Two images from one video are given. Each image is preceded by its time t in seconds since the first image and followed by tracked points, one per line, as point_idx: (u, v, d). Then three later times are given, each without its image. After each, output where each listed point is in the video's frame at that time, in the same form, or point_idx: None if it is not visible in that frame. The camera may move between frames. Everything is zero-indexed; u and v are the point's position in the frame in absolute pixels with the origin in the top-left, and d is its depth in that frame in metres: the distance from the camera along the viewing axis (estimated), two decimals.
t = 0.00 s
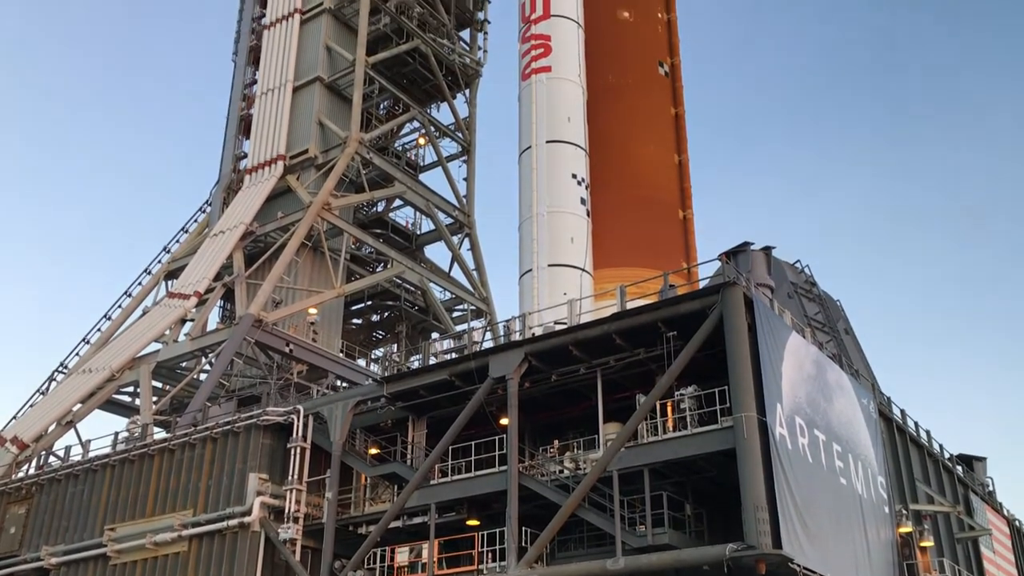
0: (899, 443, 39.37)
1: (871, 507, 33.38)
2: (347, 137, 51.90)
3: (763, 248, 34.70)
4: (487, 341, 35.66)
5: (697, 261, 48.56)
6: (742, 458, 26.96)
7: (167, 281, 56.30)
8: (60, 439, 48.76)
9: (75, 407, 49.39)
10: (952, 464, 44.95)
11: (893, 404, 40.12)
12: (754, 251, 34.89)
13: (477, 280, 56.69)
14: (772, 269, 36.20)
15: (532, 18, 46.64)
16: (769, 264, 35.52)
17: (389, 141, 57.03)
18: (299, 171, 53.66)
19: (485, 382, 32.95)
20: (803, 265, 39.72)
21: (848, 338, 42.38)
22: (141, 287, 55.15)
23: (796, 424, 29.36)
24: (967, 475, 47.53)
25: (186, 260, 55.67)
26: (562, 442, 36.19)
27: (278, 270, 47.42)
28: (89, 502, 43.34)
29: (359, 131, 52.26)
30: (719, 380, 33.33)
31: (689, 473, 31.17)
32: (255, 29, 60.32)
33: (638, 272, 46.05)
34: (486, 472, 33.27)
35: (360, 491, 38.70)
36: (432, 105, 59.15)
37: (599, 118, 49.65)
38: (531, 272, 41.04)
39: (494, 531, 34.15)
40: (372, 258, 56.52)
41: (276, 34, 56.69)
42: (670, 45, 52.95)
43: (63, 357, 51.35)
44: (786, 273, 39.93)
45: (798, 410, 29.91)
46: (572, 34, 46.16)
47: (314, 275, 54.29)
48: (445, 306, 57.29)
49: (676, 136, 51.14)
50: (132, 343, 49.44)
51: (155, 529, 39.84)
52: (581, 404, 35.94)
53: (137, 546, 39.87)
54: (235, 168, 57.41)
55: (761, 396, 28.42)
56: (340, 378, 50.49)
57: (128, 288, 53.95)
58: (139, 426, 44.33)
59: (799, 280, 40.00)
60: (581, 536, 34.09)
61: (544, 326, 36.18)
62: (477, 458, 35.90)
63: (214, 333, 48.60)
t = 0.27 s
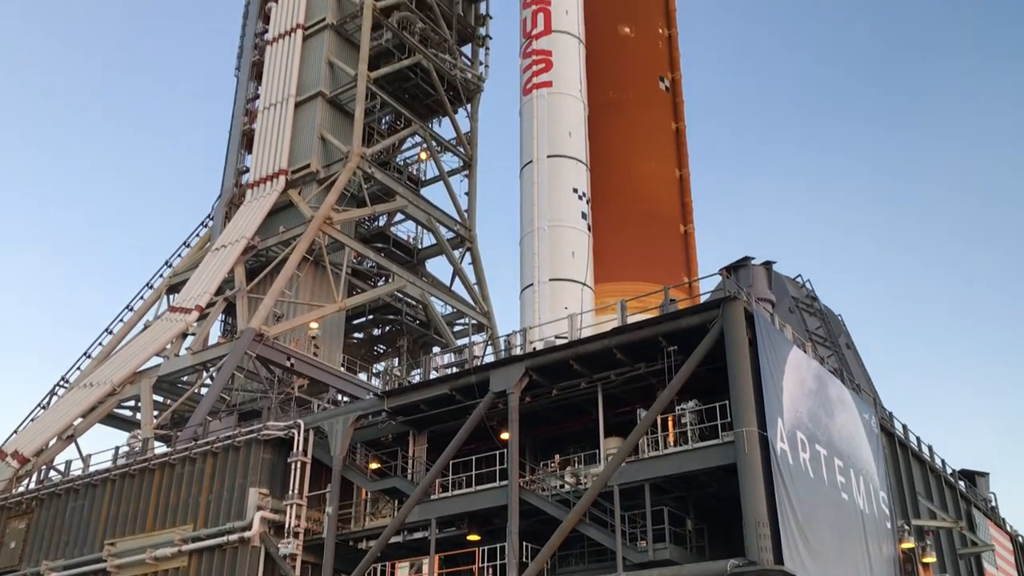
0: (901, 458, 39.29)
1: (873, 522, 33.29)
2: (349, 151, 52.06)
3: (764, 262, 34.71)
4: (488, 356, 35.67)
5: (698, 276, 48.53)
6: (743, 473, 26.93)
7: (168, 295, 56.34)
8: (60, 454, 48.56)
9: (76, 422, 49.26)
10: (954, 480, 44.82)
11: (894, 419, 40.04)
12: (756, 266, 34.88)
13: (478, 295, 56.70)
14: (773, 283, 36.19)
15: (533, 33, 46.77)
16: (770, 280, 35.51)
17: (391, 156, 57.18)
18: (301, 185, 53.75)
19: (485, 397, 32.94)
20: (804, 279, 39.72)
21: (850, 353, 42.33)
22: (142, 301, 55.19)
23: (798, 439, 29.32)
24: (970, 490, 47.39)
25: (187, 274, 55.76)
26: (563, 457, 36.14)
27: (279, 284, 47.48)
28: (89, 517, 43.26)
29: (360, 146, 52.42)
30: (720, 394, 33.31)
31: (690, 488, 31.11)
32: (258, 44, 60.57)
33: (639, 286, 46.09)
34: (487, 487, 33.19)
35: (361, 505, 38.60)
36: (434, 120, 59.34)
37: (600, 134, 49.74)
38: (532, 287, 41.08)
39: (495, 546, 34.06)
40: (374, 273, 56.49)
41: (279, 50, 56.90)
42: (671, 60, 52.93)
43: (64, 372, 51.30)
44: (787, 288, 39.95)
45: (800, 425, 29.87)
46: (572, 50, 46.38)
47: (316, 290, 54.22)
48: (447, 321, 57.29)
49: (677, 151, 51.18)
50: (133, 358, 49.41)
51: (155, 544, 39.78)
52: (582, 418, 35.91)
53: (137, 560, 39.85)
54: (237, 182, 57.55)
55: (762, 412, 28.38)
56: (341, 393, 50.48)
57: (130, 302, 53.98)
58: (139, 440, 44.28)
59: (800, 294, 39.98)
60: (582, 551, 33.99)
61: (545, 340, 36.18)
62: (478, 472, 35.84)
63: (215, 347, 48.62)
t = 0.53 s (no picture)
0: (903, 473, 39.19)
1: (874, 538, 33.18)
2: (350, 166, 52.18)
3: (764, 277, 34.72)
4: (488, 371, 35.65)
5: (699, 290, 48.52)
6: (743, 489, 26.87)
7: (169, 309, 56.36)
8: (60, 468, 48.40)
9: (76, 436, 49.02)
10: (956, 495, 44.71)
11: (895, 434, 39.97)
12: (756, 281, 34.87)
13: (479, 309, 56.70)
14: (773, 298, 36.18)
15: (534, 49, 47.02)
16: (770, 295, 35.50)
17: (392, 171, 57.32)
18: (302, 200, 53.85)
19: (486, 412, 32.89)
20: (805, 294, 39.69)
21: (851, 368, 42.28)
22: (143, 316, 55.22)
23: (798, 454, 29.26)
24: (971, 506, 47.26)
25: (189, 288, 55.84)
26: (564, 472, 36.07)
27: (280, 299, 47.49)
28: (89, 532, 43.18)
29: (362, 161, 52.55)
30: (720, 409, 33.27)
31: (690, 503, 31.04)
32: (260, 60, 60.85)
33: (640, 301, 46.10)
34: (487, 502, 33.09)
35: (361, 521, 38.46)
36: (435, 135, 59.54)
37: (601, 149, 49.82)
38: (533, 301, 41.10)
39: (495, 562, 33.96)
40: (375, 287, 56.53)
41: (281, 65, 57.14)
42: (671, 76, 53.04)
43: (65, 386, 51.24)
44: (788, 303, 39.94)
45: (800, 440, 29.82)
46: (573, 66, 46.55)
47: (317, 304, 54.27)
48: (447, 335, 57.27)
49: (677, 166, 51.31)
50: (133, 372, 49.37)
51: (154, 559, 39.80)
52: (582, 433, 35.87)
53: None
54: (239, 197, 57.67)
55: (763, 427, 28.34)
56: (342, 407, 50.42)
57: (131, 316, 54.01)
58: (140, 455, 44.20)
59: (800, 309, 39.95)
60: (582, 567, 33.87)
61: (546, 355, 36.16)
62: (479, 487, 35.75)
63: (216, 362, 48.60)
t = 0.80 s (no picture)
0: (903, 487, 39.13)
1: (875, 552, 33.10)
2: (351, 180, 52.30)
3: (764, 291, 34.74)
4: (488, 385, 35.64)
5: (699, 304, 48.54)
6: (744, 504, 26.83)
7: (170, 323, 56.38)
8: (59, 482, 48.58)
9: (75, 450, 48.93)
10: (957, 510, 44.63)
11: (896, 449, 39.93)
12: (756, 295, 34.87)
13: (479, 323, 56.70)
14: (773, 312, 36.20)
15: (534, 64, 47.25)
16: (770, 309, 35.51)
17: (393, 185, 57.46)
18: (303, 214, 53.95)
19: (485, 426, 32.86)
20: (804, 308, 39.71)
21: (851, 382, 42.25)
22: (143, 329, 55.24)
23: (798, 469, 29.22)
24: (972, 521, 47.17)
25: (189, 302, 55.88)
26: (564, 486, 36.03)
27: (280, 313, 47.51)
28: (87, 547, 43.10)
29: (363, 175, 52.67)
30: (720, 423, 33.26)
31: (691, 518, 30.99)
32: (262, 74, 61.09)
33: (640, 315, 46.11)
34: (487, 516, 33.03)
35: (361, 535, 38.42)
36: (435, 149, 59.74)
37: (601, 164, 49.94)
38: (533, 315, 41.13)
39: None
40: (375, 301, 56.59)
41: (282, 80, 57.35)
42: (671, 91, 53.21)
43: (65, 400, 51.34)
44: (788, 317, 39.95)
45: (800, 455, 29.80)
46: (573, 81, 46.73)
47: (318, 318, 54.29)
48: (447, 349, 57.27)
49: (677, 181, 51.24)
50: (133, 386, 49.33)
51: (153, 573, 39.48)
52: (582, 447, 35.84)
53: None
54: (239, 211, 57.79)
55: (763, 441, 28.31)
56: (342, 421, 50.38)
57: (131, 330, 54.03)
58: (139, 469, 44.14)
59: (800, 323, 39.96)
60: None
61: (546, 369, 36.15)
62: (479, 501, 35.70)
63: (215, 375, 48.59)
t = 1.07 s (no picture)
0: (904, 500, 38.99)
1: (876, 566, 32.96)
2: (351, 193, 52.31)
3: (763, 304, 34.70)
4: (488, 397, 35.55)
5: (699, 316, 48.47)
6: (744, 517, 26.73)
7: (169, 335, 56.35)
8: (58, 495, 48.35)
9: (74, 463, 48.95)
10: (958, 523, 44.47)
11: (897, 462, 39.80)
12: (756, 308, 34.82)
13: (479, 335, 56.62)
14: (773, 325, 36.15)
15: (534, 77, 47.35)
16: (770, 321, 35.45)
17: (393, 197, 57.51)
18: (303, 226, 53.97)
19: (485, 438, 32.75)
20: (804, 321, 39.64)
21: (851, 394, 42.15)
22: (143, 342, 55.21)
23: (799, 482, 29.12)
24: (973, 534, 46.99)
25: (189, 314, 55.85)
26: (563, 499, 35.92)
27: (280, 325, 47.44)
28: (85, 560, 42.97)
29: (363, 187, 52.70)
30: (720, 436, 33.18)
31: (690, 531, 30.87)
32: (262, 87, 61.20)
33: (641, 327, 46.08)
34: (486, 529, 32.91)
35: (360, 548, 38.31)
36: (435, 161, 59.80)
37: (601, 177, 49.96)
38: (532, 328, 41.08)
39: None
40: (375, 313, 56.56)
41: (282, 92, 57.43)
42: (671, 104, 53.26)
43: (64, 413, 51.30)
44: (787, 329, 39.90)
45: (801, 468, 29.70)
46: (573, 93, 46.81)
47: (318, 330, 54.25)
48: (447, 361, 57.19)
49: (677, 193, 51.23)
50: (132, 399, 49.23)
51: None
52: (582, 460, 35.73)
53: None
54: (239, 223, 57.82)
55: (763, 454, 28.22)
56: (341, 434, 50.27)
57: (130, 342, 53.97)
58: (137, 482, 44.02)
59: (800, 335, 39.89)
60: None
61: (545, 381, 36.07)
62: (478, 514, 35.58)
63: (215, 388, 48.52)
